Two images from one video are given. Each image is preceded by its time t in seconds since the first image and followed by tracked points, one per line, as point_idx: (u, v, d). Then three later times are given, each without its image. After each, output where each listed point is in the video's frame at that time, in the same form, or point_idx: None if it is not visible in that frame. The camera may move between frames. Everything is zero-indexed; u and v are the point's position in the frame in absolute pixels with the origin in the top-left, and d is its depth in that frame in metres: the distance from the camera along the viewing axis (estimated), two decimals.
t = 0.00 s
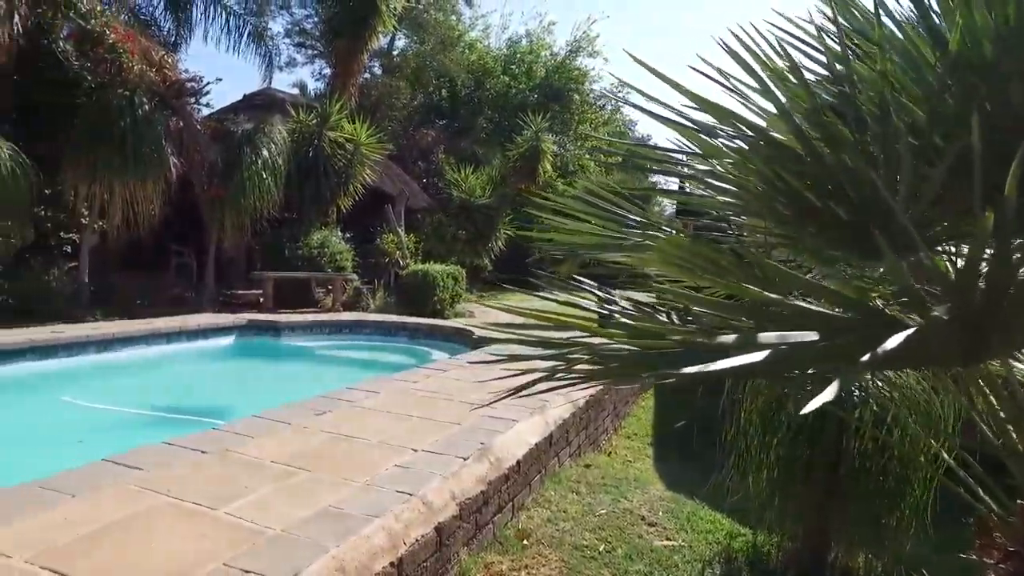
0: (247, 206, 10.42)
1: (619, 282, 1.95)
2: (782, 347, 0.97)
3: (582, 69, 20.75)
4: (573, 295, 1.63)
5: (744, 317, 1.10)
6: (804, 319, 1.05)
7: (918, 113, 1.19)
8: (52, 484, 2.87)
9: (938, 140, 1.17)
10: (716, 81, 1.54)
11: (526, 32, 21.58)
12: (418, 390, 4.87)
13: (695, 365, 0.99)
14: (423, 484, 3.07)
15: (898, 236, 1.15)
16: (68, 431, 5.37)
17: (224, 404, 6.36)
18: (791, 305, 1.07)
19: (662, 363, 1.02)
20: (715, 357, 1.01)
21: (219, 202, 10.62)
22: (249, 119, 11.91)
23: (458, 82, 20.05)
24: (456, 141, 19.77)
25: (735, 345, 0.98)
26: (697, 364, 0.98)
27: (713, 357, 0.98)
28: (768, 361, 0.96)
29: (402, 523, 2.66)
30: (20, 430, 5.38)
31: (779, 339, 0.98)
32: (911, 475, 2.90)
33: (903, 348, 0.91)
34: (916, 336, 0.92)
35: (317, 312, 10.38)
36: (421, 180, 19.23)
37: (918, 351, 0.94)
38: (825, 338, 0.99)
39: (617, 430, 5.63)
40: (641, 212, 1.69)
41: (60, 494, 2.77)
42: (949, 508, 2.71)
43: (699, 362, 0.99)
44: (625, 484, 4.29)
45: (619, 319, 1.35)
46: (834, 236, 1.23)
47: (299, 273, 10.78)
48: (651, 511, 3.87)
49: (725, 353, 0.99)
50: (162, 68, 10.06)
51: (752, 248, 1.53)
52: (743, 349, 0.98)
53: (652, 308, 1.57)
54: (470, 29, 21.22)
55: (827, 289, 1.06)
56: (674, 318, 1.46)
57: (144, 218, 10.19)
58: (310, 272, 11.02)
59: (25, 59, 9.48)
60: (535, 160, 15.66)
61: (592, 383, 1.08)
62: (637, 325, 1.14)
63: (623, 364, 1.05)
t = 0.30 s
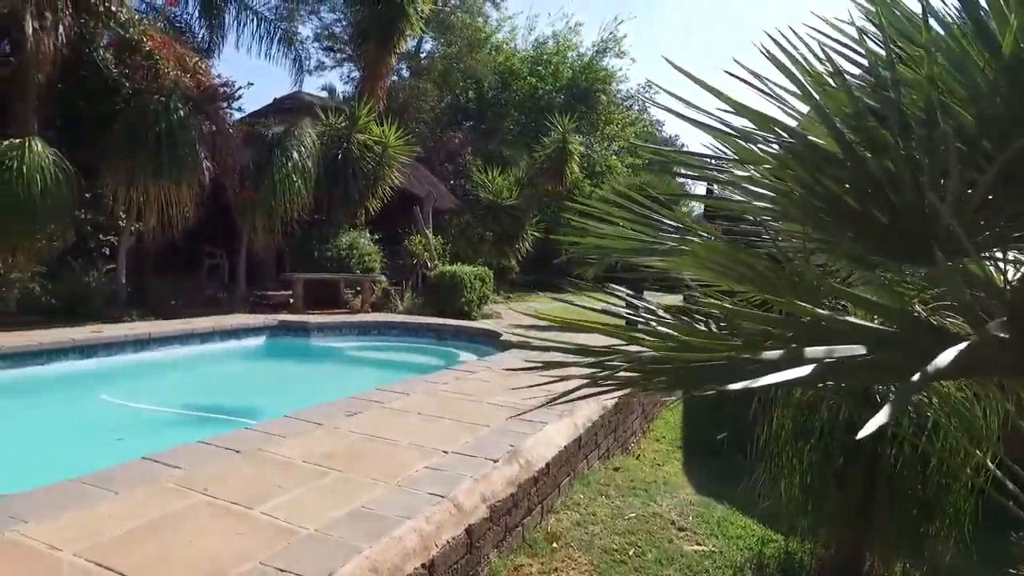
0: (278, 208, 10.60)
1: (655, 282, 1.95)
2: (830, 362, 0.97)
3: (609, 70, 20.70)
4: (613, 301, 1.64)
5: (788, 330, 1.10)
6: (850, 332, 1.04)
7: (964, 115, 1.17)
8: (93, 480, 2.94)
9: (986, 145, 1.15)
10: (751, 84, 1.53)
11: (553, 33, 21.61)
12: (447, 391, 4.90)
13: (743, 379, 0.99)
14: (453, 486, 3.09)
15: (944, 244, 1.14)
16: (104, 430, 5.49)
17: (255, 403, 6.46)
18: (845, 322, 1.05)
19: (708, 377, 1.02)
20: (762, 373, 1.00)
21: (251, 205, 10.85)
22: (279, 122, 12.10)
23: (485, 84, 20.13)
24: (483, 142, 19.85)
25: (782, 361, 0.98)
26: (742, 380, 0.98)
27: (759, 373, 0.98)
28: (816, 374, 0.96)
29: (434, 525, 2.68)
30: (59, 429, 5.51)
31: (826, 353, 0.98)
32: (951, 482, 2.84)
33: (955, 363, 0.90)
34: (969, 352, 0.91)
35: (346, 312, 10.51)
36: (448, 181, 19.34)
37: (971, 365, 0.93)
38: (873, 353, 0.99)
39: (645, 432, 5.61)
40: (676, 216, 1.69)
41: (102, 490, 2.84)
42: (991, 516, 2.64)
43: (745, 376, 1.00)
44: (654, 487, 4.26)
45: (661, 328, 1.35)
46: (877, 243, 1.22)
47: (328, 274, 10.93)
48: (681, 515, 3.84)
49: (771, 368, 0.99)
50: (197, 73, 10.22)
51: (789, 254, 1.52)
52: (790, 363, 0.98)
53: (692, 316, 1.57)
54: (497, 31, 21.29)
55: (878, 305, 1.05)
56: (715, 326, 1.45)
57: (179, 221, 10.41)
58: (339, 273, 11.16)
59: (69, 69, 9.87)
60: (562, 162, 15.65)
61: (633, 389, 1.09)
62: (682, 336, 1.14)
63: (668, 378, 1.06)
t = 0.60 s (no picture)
0: (306, 210, 10.73)
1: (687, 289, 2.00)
2: (877, 378, 1.00)
3: (634, 70, 20.62)
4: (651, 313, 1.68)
5: (833, 344, 1.14)
6: (898, 350, 1.09)
7: (1012, 125, 1.16)
8: (135, 479, 3.03)
9: None
10: (790, 93, 1.54)
11: (578, 34, 21.61)
12: (475, 394, 4.93)
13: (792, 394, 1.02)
14: (483, 489, 3.11)
15: (990, 257, 1.14)
16: (138, 429, 5.60)
17: (284, 403, 6.56)
18: (889, 339, 1.11)
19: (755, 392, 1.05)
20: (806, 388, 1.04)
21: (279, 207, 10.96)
22: (307, 126, 12.27)
23: (510, 85, 20.16)
24: (508, 144, 19.90)
25: (830, 377, 1.01)
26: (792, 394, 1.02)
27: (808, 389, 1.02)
28: (863, 389, 1.00)
29: (464, 527, 2.70)
30: (95, 428, 5.64)
31: (873, 370, 1.02)
32: (990, 491, 2.77)
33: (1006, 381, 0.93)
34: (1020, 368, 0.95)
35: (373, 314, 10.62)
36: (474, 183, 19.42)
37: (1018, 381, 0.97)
38: (920, 368, 1.03)
39: (672, 435, 5.59)
40: (713, 225, 1.71)
41: (143, 488, 2.92)
42: None
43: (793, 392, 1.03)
44: (682, 492, 4.25)
45: (698, 339, 1.39)
46: (918, 254, 1.21)
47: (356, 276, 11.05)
48: (709, 520, 3.81)
49: (817, 385, 1.02)
50: (228, 78, 10.56)
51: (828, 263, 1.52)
52: (838, 380, 1.01)
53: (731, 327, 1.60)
54: (522, 33, 21.33)
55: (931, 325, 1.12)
56: (753, 338, 1.49)
57: (210, 224, 10.58)
58: (366, 274, 11.28)
59: (106, 75, 10.12)
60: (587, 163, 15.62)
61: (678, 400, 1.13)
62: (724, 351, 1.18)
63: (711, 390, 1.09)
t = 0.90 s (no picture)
0: (336, 213, 10.88)
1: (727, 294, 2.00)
2: (931, 389, 1.00)
3: (661, 71, 20.55)
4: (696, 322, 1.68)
5: (884, 354, 1.14)
6: (952, 362, 1.08)
7: None
8: (177, 477, 3.11)
9: None
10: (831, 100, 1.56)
11: (605, 35, 21.59)
12: (505, 396, 4.96)
13: (847, 405, 1.02)
14: (515, 491, 3.13)
15: None
16: (174, 427, 5.73)
17: (312, 404, 6.65)
18: (944, 350, 1.10)
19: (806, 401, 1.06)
20: (860, 398, 1.03)
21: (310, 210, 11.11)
22: (337, 129, 12.44)
23: (537, 86, 20.20)
24: (534, 145, 19.94)
25: (884, 388, 1.01)
26: (845, 405, 1.02)
27: (862, 399, 1.01)
28: (915, 400, 1.00)
29: (497, 529, 2.72)
30: (132, 426, 5.76)
31: (929, 381, 1.02)
32: None
33: None
34: None
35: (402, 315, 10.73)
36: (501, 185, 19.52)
37: None
38: (975, 380, 1.02)
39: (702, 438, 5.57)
40: (753, 233, 1.71)
41: (184, 486, 2.99)
42: None
43: (848, 403, 1.03)
44: (713, 496, 4.23)
45: (741, 346, 1.39)
46: (966, 261, 1.19)
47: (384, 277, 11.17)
48: (741, 525, 3.78)
49: (871, 395, 1.03)
50: (260, 83, 10.77)
51: (869, 269, 1.51)
52: (893, 391, 1.01)
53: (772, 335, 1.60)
54: (548, 34, 21.37)
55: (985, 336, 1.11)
56: (796, 346, 1.49)
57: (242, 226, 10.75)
58: (394, 276, 11.41)
59: (143, 80, 10.46)
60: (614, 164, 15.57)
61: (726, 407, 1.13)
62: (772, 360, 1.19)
63: (762, 400, 1.09)
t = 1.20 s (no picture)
0: (363, 215, 10.99)
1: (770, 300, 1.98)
2: (992, 403, 0.99)
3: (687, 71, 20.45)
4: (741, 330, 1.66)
5: (938, 367, 1.13)
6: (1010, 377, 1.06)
7: None
8: (215, 476, 3.18)
9: None
10: (873, 105, 1.57)
11: (631, 36, 21.56)
12: (533, 399, 4.98)
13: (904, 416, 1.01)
14: (546, 494, 3.15)
15: None
16: (208, 427, 5.84)
17: (341, 404, 6.73)
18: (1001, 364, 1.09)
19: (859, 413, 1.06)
20: (915, 411, 1.03)
21: (338, 212, 11.23)
22: (365, 131, 12.56)
23: (563, 87, 20.21)
24: (560, 146, 19.96)
25: (942, 401, 1.01)
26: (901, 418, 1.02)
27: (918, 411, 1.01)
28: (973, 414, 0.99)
29: (530, 531, 2.74)
30: (167, 424, 5.88)
31: (989, 395, 1.01)
32: None
33: None
34: None
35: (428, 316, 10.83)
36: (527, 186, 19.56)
37: None
38: None
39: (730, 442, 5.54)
40: (793, 238, 1.71)
41: (222, 485, 3.06)
42: None
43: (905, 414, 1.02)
44: (743, 501, 4.20)
45: (785, 353, 1.39)
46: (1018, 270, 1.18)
47: (411, 279, 11.27)
48: (773, 531, 3.75)
49: (925, 408, 1.02)
50: (289, 87, 10.94)
51: (913, 276, 1.49)
52: (951, 404, 1.00)
53: (817, 342, 1.59)
54: (574, 35, 21.37)
55: None
56: (841, 353, 1.48)
57: (272, 229, 10.86)
58: (421, 277, 11.50)
59: (178, 86, 10.70)
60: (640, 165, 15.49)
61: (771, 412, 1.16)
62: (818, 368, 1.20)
63: (812, 411, 1.11)
